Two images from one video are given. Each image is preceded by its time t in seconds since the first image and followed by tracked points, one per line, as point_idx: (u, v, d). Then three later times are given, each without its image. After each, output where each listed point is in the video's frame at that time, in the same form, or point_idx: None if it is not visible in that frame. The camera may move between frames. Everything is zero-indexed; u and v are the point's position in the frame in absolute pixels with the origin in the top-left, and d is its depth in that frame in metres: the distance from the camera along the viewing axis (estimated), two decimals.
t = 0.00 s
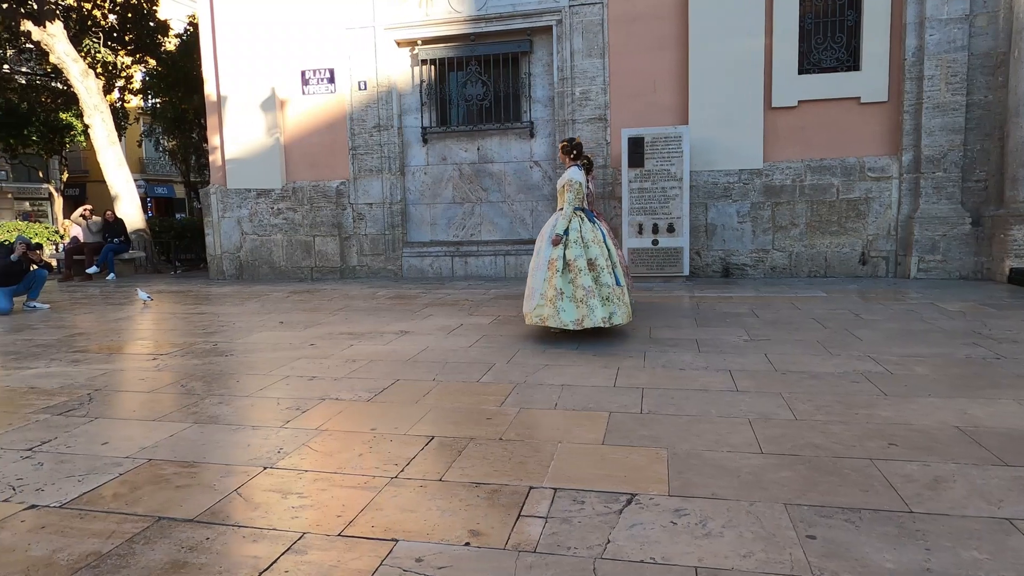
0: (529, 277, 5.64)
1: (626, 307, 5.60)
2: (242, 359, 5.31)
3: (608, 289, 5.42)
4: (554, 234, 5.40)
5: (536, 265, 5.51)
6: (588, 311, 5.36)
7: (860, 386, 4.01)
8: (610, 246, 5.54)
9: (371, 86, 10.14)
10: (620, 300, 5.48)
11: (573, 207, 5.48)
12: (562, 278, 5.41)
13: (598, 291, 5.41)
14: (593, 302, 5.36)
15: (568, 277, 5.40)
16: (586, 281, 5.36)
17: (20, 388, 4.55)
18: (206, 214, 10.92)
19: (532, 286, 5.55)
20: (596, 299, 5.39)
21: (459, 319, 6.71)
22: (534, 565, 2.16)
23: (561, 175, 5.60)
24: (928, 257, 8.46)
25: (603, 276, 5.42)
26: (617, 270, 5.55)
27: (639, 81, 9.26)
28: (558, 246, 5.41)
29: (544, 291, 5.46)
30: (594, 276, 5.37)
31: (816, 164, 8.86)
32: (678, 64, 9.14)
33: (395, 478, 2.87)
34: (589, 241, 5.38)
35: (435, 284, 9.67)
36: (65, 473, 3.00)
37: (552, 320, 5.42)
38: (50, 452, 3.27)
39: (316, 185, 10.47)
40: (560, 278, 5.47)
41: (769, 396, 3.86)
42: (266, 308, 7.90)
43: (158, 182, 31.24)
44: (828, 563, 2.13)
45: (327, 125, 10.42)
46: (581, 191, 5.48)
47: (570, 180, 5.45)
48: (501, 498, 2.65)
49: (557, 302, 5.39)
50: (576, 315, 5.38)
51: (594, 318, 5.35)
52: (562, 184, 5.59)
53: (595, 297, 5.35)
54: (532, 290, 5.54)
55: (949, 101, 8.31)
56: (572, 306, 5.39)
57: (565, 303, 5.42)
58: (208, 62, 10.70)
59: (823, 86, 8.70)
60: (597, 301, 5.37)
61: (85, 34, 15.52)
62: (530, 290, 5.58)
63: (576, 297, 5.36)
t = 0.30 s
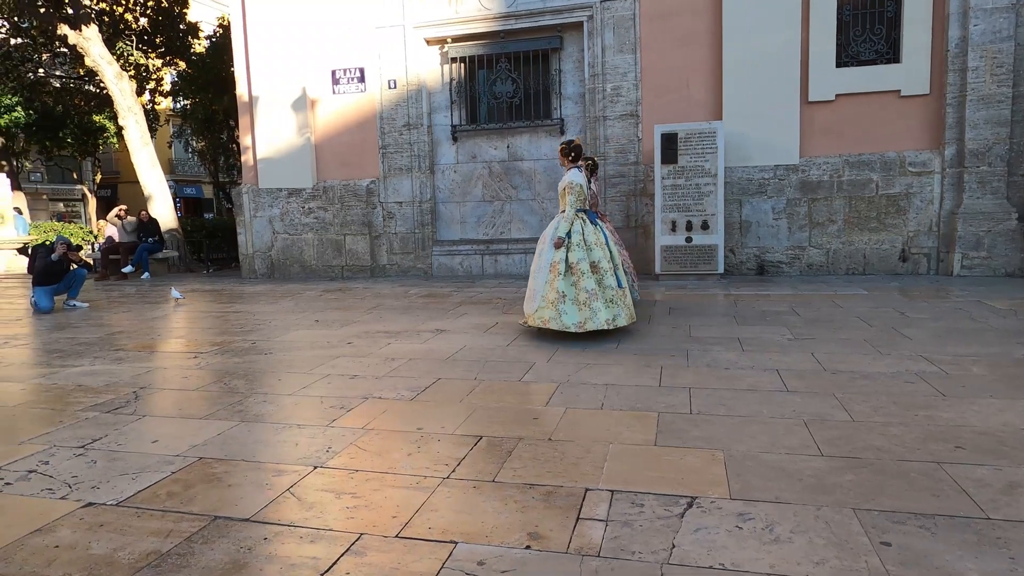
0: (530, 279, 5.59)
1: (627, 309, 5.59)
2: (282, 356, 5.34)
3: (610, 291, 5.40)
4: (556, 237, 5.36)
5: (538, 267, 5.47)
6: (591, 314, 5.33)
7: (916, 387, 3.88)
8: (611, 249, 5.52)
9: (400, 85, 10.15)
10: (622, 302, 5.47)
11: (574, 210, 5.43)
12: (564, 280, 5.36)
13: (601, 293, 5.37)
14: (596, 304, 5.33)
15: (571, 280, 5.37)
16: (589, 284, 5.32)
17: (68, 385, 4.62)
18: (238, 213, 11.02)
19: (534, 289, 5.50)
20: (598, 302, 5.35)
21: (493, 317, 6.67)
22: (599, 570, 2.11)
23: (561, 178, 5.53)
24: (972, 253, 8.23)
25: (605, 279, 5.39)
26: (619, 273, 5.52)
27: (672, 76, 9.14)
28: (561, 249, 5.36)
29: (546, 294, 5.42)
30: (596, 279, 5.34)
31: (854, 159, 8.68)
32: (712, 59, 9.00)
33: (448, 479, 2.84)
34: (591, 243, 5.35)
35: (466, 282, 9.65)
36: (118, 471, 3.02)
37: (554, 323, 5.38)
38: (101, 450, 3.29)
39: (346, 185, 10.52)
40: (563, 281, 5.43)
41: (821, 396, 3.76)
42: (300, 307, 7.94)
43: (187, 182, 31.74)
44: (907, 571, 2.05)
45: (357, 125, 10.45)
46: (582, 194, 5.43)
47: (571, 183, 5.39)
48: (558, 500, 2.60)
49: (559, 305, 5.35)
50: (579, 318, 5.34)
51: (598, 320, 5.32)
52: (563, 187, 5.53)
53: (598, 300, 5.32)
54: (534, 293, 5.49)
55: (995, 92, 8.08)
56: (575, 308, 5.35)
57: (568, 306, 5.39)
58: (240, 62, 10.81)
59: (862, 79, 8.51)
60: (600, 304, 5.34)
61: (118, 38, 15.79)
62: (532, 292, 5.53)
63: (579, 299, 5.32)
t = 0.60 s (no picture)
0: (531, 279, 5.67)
1: (625, 311, 5.56)
2: (322, 361, 5.36)
3: (606, 292, 5.40)
4: (554, 238, 5.42)
5: (537, 268, 5.55)
6: (586, 315, 5.35)
7: (977, 394, 3.74)
8: (610, 250, 5.52)
9: (432, 88, 10.17)
10: (618, 303, 5.45)
11: (573, 211, 5.48)
12: (561, 281, 5.42)
13: (597, 294, 5.39)
14: (591, 305, 5.35)
15: (567, 280, 5.42)
16: (584, 284, 5.35)
17: (115, 390, 4.68)
18: (272, 218, 11.15)
19: (533, 290, 5.58)
20: (594, 302, 5.37)
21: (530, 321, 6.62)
22: None
23: (560, 179, 5.57)
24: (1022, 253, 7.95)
25: (601, 279, 5.40)
26: (617, 274, 5.52)
27: (707, 76, 9.01)
28: (558, 249, 5.42)
29: (544, 294, 5.49)
30: (592, 279, 5.36)
31: (897, 158, 8.46)
32: (747, 57, 8.85)
33: (500, 487, 2.80)
34: (588, 244, 5.37)
35: (499, 285, 9.62)
36: (171, 476, 3.04)
37: (551, 323, 5.45)
38: (152, 455, 3.32)
39: (379, 188, 10.58)
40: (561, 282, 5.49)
41: (878, 404, 3.64)
42: (336, 311, 8.00)
43: (219, 188, 32.32)
44: None
45: (390, 129, 10.51)
46: (580, 195, 5.46)
47: (568, 185, 5.44)
48: (614, 511, 2.54)
49: (555, 305, 5.41)
50: (574, 318, 5.38)
51: (592, 321, 5.33)
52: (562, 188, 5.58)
53: (593, 300, 5.35)
54: (533, 293, 5.57)
55: None
56: (570, 309, 5.39)
57: (564, 306, 5.43)
58: (275, 68, 10.95)
59: (904, 75, 8.29)
60: (595, 305, 5.36)
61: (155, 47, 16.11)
62: (531, 292, 5.61)
63: (574, 300, 5.36)
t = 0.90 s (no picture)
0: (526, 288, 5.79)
1: (620, 319, 5.61)
2: (353, 366, 5.40)
3: (599, 300, 5.46)
4: (549, 247, 5.56)
5: (532, 277, 5.68)
6: (578, 322, 5.43)
7: None
8: (604, 260, 5.61)
9: (460, 94, 10.23)
10: (612, 311, 5.50)
11: (568, 222, 5.64)
12: (554, 288, 5.53)
13: (590, 302, 5.46)
14: (584, 312, 5.42)
15: (560, 288, 5.52)
16: (577, 292, 5.45)
17: (154, 394, 4.77)
18: (302, 223, 11.29)
19: (528, 297, 5.71)
20: (587, 309, 5.44)
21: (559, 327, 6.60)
22: None
23: (557, 191, 5.79)
24: None
25: (595, 288, 5.47)
26: (611, 283, 5.59)
27: (737, 79, 8.92)
28: (553, 258, 5.55)
29: (538, 302, 5.60)
30: (585, 287, 5.45)
31: (934, 161, 8.28)
32: (779, 60, 8.74)
33: (538, 496, 2.78)
34: (582, 253, 5.49)
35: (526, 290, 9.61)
36: (212, 480, 3.08)
37: (543, 329, 5.53)
38: (193, 458, 3.37)
39: (407, 194, 10.65)
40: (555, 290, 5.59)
41: (921, 413, 3.56)
42: (366, 315, 8.06)
43: (248, 193, 32.85)
44: None
45: (418, 135, 10.58)
46: (575, 206, 5.64)
47: (563, 196, 5.63)
48: (653, 521, 2.52)
49: (547, 311, 5.50)
50: (566, 325, 5.46)
51: (584, 327, 5.40)
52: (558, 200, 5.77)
53: (585, 308, 5.42)
54: (527, 301, 5.69)
55: None
56: (563, 316, 5.48)
57: (557, 314, 5.53)
58: (305, 76, 11.12)
59: (941, 76, 8.13)
60: (588, 312, 5.43)
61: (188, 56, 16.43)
62: (526, 300, 5.73)
63: (566, 307, 5.45)
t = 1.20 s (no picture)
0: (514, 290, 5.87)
1: (606, 319, 5.82)
2: (376, 371, 5.44)
3: (588, 301, 5.64)
4: (538, 249, 5.67)
5: (520, 278, 5.76)
6: (569, 323, 5.60)
7: None
8: (590, 261, 5.80)
9: (482, 101, 10.28)
10: (600, 312, 5.71)
11: (556, 224, 5.75)
12: (544, 290, 5.65)
13: (578, 303, 5.64)
14: (573, 313, 5.59)
15: (550, 290, 5.65)
16: (566, 293, 5.60)
17: (182, 397, 4.84)
18: (325, 228, 11.41)
19: (516, 299, 5.79)
20: (576, 311, 5.62)
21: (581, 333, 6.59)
22: None
23: (544, 194, 5.86)
24: None
25: (583, 289, 5.65)
26: (597, 284, 5.79)
27: (761, 84, 8.86)
28: (542, 260, 5.65)
29: (527, 303, 5.70)
30: (574, 289, 5.62)
31: (963, 166, 8.15)
32: (803, 65, 8.67)
33: (563, 503, 2.78)
34: (570, 255, 5.63)
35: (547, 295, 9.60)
36: (241, 483, 3.13)
37: (533, 330, 5.65)
38: (222, 462, 3.43)
39: (429, 200, 10.72)
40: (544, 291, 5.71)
41: (953, 424, 3.50)
42: (388, 321, 8.12)
43: (271, 198, 33.27)
44: None
45: (439, 141, 10.65)
46: (563, 209, 5.75)
47: (552, 199, 5.71)
48: (680, 530, 2.51)
49: (538, 313, 5.62)
50: (557, 326, 5.61)
51: (574, 328, 5.58)
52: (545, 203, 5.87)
53: (575, 309, 5.59)
54: (516, 302, 5.77)
55: None
56: (553, 317, 5.62)
57: (547, 315, 5.65)
58: (329, 84, 11.27)
59: (970, 80, 8.01)
60: (577, 313, 5.61)
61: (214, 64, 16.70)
62: (514, 302, 5.81)
63: (557, 308, 5.60)
